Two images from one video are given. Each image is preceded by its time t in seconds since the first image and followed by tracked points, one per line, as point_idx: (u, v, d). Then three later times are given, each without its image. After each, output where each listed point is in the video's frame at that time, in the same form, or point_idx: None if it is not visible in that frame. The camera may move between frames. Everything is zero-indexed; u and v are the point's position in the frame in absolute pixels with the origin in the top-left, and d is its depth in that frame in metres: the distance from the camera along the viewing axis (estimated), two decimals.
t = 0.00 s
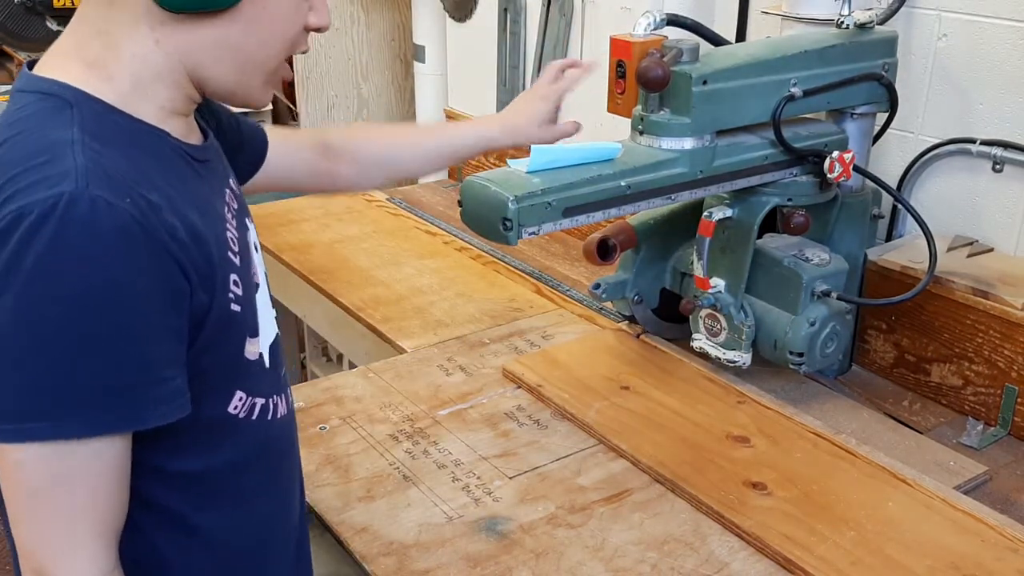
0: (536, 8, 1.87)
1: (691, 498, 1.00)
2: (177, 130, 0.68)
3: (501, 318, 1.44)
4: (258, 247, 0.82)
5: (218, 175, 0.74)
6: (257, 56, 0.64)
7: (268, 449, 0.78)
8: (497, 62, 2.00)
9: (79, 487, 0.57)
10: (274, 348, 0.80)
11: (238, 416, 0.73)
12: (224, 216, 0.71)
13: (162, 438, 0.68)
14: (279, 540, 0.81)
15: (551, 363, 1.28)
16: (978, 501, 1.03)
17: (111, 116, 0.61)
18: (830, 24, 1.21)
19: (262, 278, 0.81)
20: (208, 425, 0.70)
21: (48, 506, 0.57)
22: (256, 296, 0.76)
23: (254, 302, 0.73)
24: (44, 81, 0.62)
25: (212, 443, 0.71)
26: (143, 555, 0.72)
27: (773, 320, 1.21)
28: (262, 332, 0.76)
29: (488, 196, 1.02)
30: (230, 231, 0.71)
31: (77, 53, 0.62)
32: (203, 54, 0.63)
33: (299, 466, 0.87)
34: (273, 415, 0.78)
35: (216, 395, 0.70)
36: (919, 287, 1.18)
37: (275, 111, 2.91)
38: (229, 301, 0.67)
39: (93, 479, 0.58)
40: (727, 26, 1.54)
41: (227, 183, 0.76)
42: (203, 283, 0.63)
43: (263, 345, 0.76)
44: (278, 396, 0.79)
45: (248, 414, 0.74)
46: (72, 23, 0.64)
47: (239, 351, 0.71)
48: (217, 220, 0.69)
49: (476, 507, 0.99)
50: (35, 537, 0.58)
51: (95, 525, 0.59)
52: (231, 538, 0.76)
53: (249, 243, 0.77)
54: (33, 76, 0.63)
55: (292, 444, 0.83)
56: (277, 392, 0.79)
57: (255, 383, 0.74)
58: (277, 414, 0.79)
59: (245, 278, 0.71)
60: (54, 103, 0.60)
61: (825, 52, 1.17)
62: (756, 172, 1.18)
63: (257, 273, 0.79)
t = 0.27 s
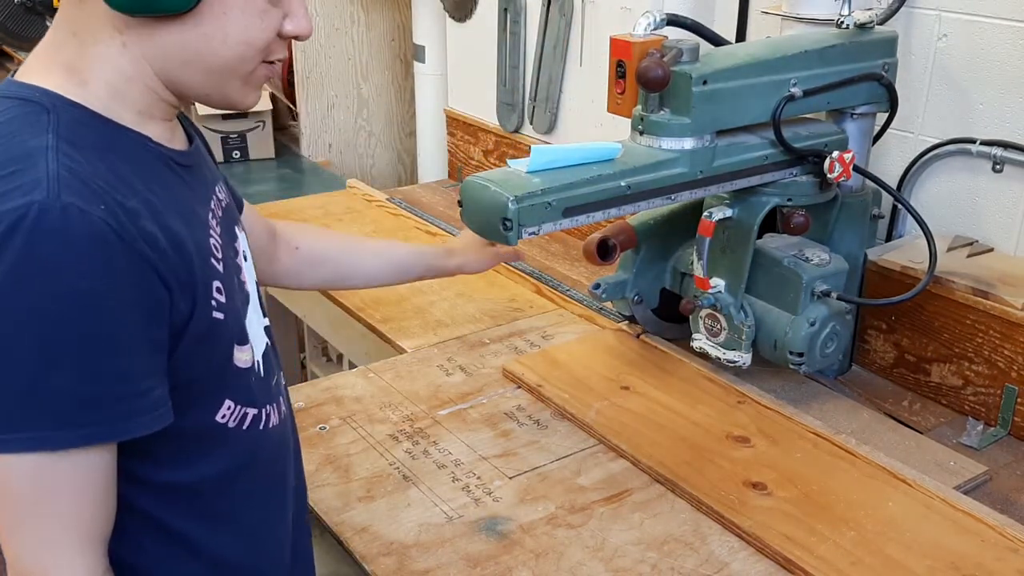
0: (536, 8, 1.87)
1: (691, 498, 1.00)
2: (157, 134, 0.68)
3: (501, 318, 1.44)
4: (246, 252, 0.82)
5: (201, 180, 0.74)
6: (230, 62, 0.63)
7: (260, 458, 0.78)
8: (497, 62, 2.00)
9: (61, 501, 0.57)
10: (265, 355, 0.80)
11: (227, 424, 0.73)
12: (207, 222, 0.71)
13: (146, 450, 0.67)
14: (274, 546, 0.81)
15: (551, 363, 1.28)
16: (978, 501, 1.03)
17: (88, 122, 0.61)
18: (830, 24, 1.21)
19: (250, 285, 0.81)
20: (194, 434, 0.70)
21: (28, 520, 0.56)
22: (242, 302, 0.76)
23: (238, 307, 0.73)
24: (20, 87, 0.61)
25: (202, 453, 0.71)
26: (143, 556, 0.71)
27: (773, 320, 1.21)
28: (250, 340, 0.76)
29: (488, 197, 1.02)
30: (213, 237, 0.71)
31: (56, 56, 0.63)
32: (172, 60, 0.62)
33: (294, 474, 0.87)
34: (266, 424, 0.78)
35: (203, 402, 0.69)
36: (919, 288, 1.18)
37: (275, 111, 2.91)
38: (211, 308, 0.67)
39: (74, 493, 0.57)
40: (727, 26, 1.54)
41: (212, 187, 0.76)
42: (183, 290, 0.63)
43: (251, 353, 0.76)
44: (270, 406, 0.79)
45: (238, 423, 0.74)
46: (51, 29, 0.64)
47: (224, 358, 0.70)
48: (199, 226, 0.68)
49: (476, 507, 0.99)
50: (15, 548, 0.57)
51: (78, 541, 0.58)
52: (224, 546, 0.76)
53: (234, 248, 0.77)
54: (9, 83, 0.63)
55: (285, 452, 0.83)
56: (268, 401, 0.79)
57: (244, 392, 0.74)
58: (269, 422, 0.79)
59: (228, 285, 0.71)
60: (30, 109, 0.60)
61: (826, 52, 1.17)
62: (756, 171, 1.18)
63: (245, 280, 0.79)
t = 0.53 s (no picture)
0: (536, 8, 1.87)
1: (692, 498, 1.00)
2: (151, 136, 0.67)
3: (501, 318, 1.44)
4: (237, 254, 0.82)
5: (194, 183, 0.74)
6: (228, 60, 0.64)
7: (249, 462, 0.78)
8: (497, 63, 2.00)
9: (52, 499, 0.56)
10: (257, 357, 0.80)
11: (216, 428, 0.72)
12: (199, 225, 0.71)
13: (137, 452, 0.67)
14: (267, 549, 0.81)
15: (551, 363, 1.28)
16: (978, 501, 1.03)
17: (79, 123, 0.61)
18: (830, 24, 1.21)
19: (242, 288, 0.81)
20: (186, 437, 0.69)
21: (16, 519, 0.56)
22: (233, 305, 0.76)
23: (229, 310, 0.73)
24: (12, 87, 0.61)
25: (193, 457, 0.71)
26: (139, 558, 0.71)
27: (773, 320, 1.21)
28: (240, 344, 0.76)
29: (489, 197, 1.02)
30: (205, 241, 0.71)
31: (52, 57, 0.63)
32: (171, 61, 0.62)
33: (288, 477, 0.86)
34: (257, 426, 0.78)
35: (195, 404, 0.69)
36: (920, 288, 1.18)
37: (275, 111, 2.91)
38: (202, 311, 0.67)
39: (67, 493, 0.57)
40: (728, 26, 1.54)
41: (205, 190, 0.76)
42: (174, 294, 0.63)
43: (241, 357, 0.76)
44: (260, 408, 0.79)
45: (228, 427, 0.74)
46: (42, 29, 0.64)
47: (215, 360, 0.70)
48: (190, 229, 0.68)
49: (476, 507, 0.99)
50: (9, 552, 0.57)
51: (71, 541, 0.58)
52: (215, 549, 0.76)
53: (225, 251, 0.77)
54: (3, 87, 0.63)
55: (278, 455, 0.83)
56: (259, 403, 0.78)
57: (234, 394, 0.74)
58: (261, 425, 0.79)
59: (219, 288, 0.71)
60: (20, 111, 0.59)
61: (826, 52, 1.17)
62: (756, 172, 1.18)
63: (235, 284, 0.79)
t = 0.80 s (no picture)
0: (536, 8, 1.87)
1: (692, 498, 1.00)
2: (162, 146, 0.67)
3: (501, 318, 1.44)
4: (243, 267, 0.82)
5: (202, 194, 0.74)
6: (249, 78, 0.64)
7: (235, 473, 0.77)
8: (497, 63, 2.00)
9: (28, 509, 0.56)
10: (254, 370, 0.80)
11: (204, 438, 0.73)
12: (202, 237, 0.71)
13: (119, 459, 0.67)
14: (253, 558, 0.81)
15: (551, 363, 1.28)
16: (978, 501, 1.03)
17: (92, 131, 0.62)
18: (830, 24, 1.21)
19: (245, 299, 0.81)
20: (176, 445, 0.70)
21: None
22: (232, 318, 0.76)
23: (224, 323, 0.73)
24: (28, 90, 0.62)
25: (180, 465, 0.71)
26: (137, 559, 0.71)
27: (773, 320, 1.21)
28: (234, 356, 0.76)
29: (489, 197, 1.02)
30: (206, 252, 0.71)
31: (70, 65, 0.63)
32: (191, 77, 0.63)
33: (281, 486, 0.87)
34: (246, 439, 0.78)
35: (183, 413, 0.70)
36: (920, 288, 1.18)
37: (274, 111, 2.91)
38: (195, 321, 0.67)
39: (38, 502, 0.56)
40: (728, 26, 1.54)
41: (213, 202, 0.76)
42: (165, 303, 0.63)
43: (234, 368, 0.76)
44: (252, 421, 0.79)
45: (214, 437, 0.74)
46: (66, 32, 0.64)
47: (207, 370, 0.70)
48: (191, 240, 0.69)
49: (477, 507, 0.99)
50: None
51: (37, 547, 0.57)
52: (197, 557, 0.76)
53: (229, 264, 0.77)
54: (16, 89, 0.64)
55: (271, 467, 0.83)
56: (250, 416, 0.79)
57: (223, 406, 0.74)
58: (250, 437, 0.79)
59: (217, 300, 0.71)
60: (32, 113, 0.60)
61: (826, 52, 1.17)
62: (756, 172, 1.18)
63: (236, 295, 0.79)
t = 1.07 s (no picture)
0: (536, 8, 1.87)
1: (692, 498, 1.00)
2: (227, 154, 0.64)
3: (501, 318, 1.44)
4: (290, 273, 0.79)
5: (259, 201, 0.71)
6: (323, 91, 0.61)
7: (277, 483, 0.74)
8: (497, 63, 2.00)
9: (92, 508, 0.51)
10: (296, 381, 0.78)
11: (258, 447, 0.70)
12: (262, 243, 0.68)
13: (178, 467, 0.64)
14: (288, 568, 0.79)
15: (551, 363, 1.28)
16: (978, 501, 1.03)
17: (171, 134, 0.58)
18: (830, 24, 1.21)
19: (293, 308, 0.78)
20: (232, 453, 0.68)
21: (51, 531, 0.51)
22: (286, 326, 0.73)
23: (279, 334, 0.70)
24: (99, 91, 0.58)
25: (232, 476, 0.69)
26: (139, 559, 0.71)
27: (773, 320, 1.21)
28: (286, 363, 0.73)
29: (488, 197, 1.02)
30: (265, 259, 0.68)
31: (138, 68, 0.59)
32: (268, 90, 0.60)
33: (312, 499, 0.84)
34: (291, 449, 0.76)
35: (239, 421, 0.67)
36: (919, 288, 1.18)
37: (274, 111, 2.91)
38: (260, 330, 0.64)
39: (108, 511, 0.52)
40: (728, 26, 1.54)
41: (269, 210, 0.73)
42: (243, 310, 0.60)
43: (285, 377, 0.74)
44: (297, 431, 0.77)
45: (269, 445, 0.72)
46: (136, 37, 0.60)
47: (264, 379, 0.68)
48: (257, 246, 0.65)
49: (476, 507, 0.99)
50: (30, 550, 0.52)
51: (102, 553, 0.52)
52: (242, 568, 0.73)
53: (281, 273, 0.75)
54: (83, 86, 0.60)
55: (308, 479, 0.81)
56: (295, 427, 0.76)
57: (276, 417, 0.72)
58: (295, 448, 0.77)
59: (275, 308, 0.68)
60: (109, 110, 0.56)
61: (826, 52, 1.17)
62: (756, 172, 1.18)
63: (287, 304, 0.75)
